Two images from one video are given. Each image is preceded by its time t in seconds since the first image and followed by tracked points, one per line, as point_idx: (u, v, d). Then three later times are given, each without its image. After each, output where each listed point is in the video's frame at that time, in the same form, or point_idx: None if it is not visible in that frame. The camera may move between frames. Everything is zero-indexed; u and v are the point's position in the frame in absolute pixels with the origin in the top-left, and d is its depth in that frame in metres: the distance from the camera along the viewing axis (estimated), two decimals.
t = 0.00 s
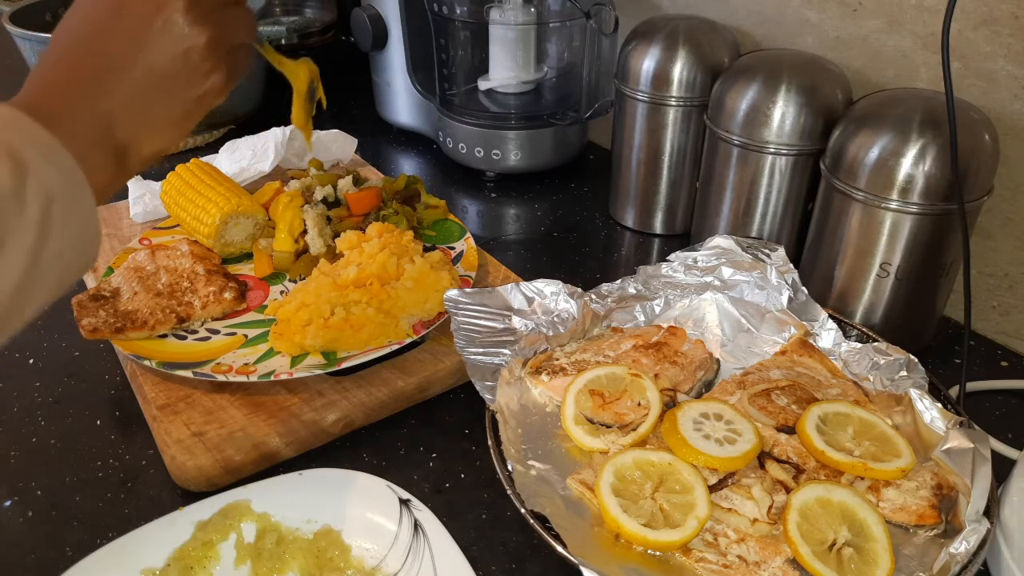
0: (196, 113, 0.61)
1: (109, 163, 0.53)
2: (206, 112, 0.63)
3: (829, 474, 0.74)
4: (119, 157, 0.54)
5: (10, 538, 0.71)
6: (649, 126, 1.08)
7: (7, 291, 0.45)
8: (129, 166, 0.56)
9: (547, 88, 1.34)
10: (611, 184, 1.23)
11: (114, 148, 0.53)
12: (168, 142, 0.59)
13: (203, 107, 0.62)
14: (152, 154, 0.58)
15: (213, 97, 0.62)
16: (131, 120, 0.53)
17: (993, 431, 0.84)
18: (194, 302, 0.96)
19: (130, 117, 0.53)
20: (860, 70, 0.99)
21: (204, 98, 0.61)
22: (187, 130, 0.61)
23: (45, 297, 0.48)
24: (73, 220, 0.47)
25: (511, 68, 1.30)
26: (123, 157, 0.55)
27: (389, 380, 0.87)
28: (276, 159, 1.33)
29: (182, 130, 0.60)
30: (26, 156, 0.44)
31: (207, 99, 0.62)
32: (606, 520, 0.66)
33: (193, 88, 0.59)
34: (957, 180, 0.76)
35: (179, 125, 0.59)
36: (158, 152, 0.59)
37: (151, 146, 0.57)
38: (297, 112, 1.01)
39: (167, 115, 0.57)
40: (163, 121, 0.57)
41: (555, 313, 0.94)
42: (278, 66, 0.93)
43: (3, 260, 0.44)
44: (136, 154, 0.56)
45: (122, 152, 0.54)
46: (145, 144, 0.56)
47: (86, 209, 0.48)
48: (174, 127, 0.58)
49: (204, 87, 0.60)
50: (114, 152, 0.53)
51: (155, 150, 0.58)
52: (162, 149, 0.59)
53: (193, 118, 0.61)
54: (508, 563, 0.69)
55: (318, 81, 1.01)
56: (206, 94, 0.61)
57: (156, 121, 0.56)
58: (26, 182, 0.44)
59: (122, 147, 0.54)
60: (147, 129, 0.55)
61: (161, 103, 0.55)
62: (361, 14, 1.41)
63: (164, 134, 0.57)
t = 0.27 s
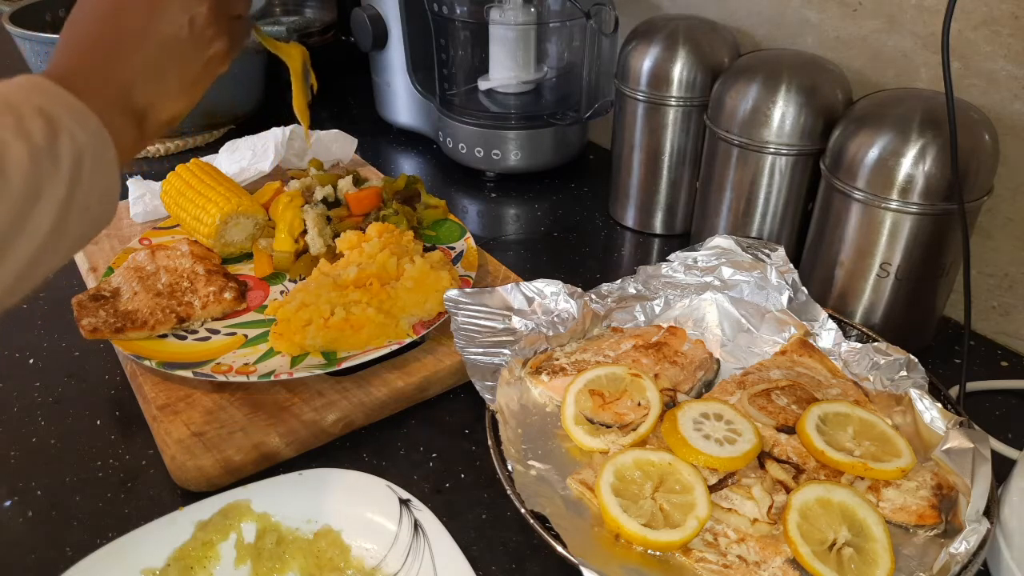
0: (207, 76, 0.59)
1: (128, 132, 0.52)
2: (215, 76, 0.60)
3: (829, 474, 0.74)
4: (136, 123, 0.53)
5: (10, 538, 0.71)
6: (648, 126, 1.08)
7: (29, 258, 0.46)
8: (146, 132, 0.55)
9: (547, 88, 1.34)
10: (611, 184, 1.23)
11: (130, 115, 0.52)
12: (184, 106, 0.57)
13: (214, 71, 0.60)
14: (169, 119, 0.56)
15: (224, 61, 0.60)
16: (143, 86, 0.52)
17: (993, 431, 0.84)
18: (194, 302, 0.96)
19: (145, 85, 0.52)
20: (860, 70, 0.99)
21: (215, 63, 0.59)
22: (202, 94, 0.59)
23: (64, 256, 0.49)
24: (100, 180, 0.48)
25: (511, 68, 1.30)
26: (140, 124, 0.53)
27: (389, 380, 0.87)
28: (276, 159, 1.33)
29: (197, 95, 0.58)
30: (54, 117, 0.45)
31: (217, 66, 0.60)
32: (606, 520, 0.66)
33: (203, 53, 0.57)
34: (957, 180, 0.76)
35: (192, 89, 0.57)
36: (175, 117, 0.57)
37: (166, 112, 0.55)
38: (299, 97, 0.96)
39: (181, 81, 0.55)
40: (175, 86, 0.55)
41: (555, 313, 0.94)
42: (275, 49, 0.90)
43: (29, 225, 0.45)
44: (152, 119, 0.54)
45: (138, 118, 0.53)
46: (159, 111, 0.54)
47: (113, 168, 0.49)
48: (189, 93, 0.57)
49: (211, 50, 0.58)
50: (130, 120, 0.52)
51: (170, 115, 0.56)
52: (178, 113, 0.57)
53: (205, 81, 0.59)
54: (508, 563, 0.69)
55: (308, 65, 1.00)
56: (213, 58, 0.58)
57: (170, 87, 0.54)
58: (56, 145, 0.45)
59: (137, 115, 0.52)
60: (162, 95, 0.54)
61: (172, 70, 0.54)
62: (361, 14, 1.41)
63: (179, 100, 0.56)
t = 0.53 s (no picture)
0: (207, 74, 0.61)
1: (133, 130, 0.54)
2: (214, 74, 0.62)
3: (829, 474, 0.74)
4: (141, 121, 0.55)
5: (10, 538, 0.71)
6: (649, 126, 1.08)
7: (36, 248, 0.49)
8: (151, 131, 0.57)
9: (547, 88, 1.34)
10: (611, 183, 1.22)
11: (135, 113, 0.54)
12: (185, 104, 0.60)
13: (214, 70, 0.62)
14: (172, 116, 0.59)
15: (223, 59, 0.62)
16: (145, 84, 0.54)
17: (993, 431, 0.84)
18: (194, 302, 0.96)
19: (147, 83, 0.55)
20: (860, 70, 0.99)
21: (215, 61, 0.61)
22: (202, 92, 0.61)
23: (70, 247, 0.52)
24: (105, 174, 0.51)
25: (511, 68, 1.29)
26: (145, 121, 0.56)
27: (389, 380, 0.86)
28: (276, 159, 1.33)
29: (197, 92, 0.61)
30: (60, 115, 0.48)
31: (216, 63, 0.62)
32: (606, 520, 0.66)
33: (202, 51, 0.59)
34: (957, 181, 0.76)
35: (191, 87, 0.59)
36: (177, 115, 0.60)
37: (168, 109, 0.57)
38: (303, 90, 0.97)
39: (181, 77, 0.58)
40: (175, 82, 0.57)
41: (555, 313, 0.94)
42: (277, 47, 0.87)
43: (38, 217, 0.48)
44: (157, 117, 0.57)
45: (143, 116, 0.55)
46: (162, 109, 0.57)
47: (116, 161, 0.52)
48: (189, 90, 0.59)
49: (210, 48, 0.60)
50: (135, 118, 0.54)
51: (173, 113, 0.59)
52: (180, 110, 0.60)
53: (206, 79, 0.61)
54: (507, 563, 0.69)
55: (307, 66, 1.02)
56: (212, 56, 0.60)
57: (170, 84, 0.57)
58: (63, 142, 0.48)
59: (141, 112, 0.55)
60: (163, 92, 0.56)
61: (172, 68, 0.56)
62: (361, 14, 1.41)
63: (180, 97, 0.58)
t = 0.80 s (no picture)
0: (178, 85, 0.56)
1: (97, 152, 0.50)
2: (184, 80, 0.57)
3: (829, 474, 0.74)
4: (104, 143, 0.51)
5: (10, 538, 0.71)
6: (649, 127, 1.08)
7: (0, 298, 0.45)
8: (119, 151, 0.53)
9: (547, 88, 1.34)
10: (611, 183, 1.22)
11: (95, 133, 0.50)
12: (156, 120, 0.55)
13: (183, 76, 0.56)
14: (142, 133, 0.54)
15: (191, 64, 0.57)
16: (102, 101, 0.50)
17: (993, 431, 0.84)
18: (194, 302, 0.96)
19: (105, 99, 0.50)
20: (860, 69, 0.99)
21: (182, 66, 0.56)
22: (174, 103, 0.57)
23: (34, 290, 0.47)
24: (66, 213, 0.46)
25: (511, 68, 1.29)
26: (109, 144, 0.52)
27: (389, 380, 0.86)
28: (276, 159, 1.33)
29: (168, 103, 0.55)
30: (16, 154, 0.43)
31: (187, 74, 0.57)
32: (606, 520, 0.66)
33: (166, 57, 0.54)
34: (957, 180, 0.76)
35: (161, 99, 0.54)
36: (149, 130, 0.55)
37: (135, 125, 0.53)
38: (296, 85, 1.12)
39: (145, 90, 0.53)
40: (139, 95, 0.53)
41: (555, 313, 0.94)
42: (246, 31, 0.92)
43: None
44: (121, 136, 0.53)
45: (105, 136, 0.51)
46: (127, 125, 0.53)
47: (77, 197, 0.47)
48: (159, 102, 0.54)
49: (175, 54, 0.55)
50: (98, 141, 0.50)
51: (143, 130, 0.54)
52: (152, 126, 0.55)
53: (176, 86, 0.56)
54: (508, 563, 0.69)
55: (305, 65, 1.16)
56: (177, 61, 0.55)
57: (134, 99, 0.52)
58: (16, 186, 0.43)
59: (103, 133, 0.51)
60: (126, 108, 0.52)
61: (131, 80, 0.52)
62: (361, 14, 1.41)
63: (148, 111, 0.54)
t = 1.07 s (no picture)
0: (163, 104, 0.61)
1: (82, 166, 0.55)
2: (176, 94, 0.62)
3: (829, 474, 0.74)
4: (91, 158, 0.55)
5: (10, 538, 0.71)
6: (649, 126, 1.08)
7: None
8: (107, 164, 0.57)
9: (547, 88, 1.34)
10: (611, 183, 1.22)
11: (83, 150, 0.55)
12: (144, 134, 0.60)
13: (173, 91, 0.62)
14: (130, 146, 0.59)
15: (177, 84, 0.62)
16: (89, 117, 0.55)
17: (993, 431, 0.84)
18: (194, 302, 0.96)
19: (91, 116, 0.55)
20: (860, 70, 0.99)
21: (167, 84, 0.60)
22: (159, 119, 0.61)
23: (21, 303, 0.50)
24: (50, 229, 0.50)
25: (511, 68, 1.29)
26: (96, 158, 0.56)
27: (390, 380, 0.86)
28: (276, 159, 1.33)
29: (156, 118, 0.60)
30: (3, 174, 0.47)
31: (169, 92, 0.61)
32: (606, 520, 0.66)
33: (152, 73, 0.58)
34: (957, 180, 0.76)
35: (148, 112, 0.59)
36: (136, 143, 0.59)
37: (122, 138, 0.57)
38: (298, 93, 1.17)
39: (134, 104, 0.57)
40: (128, 113, 0.57)
41: (555, 313, 0.94)
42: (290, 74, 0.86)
43: None
44: (110, 154, 0.57)
45: (91, 151, 0.55)
46: (116, 140, 0.57)
47: (61, 207, 0.50)
48: (147, 116, 0.59)
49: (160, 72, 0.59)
50: (83, 154, 0.55)
51: (131, 144, 0.59)
52: (139, 140, 0.59)
53: (165, 102, 0.61)
54: (508, 563, 0.69)
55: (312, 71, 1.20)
56: (165, 75, 0.60)
57: (122, 114, 0.57)
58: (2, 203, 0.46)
59: (89, 148, 0.55)
60: (115, 124, 0.56)
61: (118, 97, 0.56)
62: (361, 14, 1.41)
63: (136, 124, 0.58)
